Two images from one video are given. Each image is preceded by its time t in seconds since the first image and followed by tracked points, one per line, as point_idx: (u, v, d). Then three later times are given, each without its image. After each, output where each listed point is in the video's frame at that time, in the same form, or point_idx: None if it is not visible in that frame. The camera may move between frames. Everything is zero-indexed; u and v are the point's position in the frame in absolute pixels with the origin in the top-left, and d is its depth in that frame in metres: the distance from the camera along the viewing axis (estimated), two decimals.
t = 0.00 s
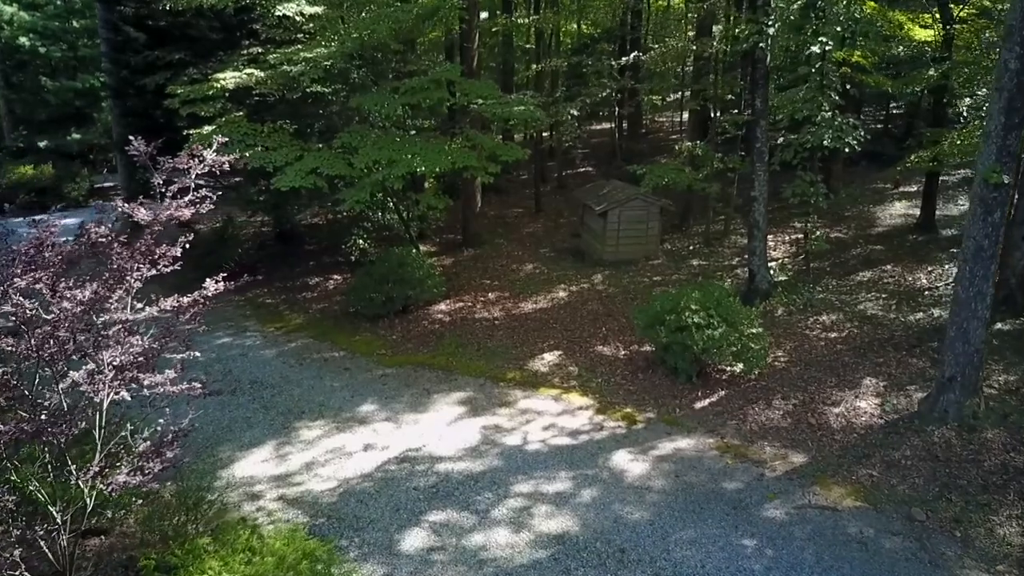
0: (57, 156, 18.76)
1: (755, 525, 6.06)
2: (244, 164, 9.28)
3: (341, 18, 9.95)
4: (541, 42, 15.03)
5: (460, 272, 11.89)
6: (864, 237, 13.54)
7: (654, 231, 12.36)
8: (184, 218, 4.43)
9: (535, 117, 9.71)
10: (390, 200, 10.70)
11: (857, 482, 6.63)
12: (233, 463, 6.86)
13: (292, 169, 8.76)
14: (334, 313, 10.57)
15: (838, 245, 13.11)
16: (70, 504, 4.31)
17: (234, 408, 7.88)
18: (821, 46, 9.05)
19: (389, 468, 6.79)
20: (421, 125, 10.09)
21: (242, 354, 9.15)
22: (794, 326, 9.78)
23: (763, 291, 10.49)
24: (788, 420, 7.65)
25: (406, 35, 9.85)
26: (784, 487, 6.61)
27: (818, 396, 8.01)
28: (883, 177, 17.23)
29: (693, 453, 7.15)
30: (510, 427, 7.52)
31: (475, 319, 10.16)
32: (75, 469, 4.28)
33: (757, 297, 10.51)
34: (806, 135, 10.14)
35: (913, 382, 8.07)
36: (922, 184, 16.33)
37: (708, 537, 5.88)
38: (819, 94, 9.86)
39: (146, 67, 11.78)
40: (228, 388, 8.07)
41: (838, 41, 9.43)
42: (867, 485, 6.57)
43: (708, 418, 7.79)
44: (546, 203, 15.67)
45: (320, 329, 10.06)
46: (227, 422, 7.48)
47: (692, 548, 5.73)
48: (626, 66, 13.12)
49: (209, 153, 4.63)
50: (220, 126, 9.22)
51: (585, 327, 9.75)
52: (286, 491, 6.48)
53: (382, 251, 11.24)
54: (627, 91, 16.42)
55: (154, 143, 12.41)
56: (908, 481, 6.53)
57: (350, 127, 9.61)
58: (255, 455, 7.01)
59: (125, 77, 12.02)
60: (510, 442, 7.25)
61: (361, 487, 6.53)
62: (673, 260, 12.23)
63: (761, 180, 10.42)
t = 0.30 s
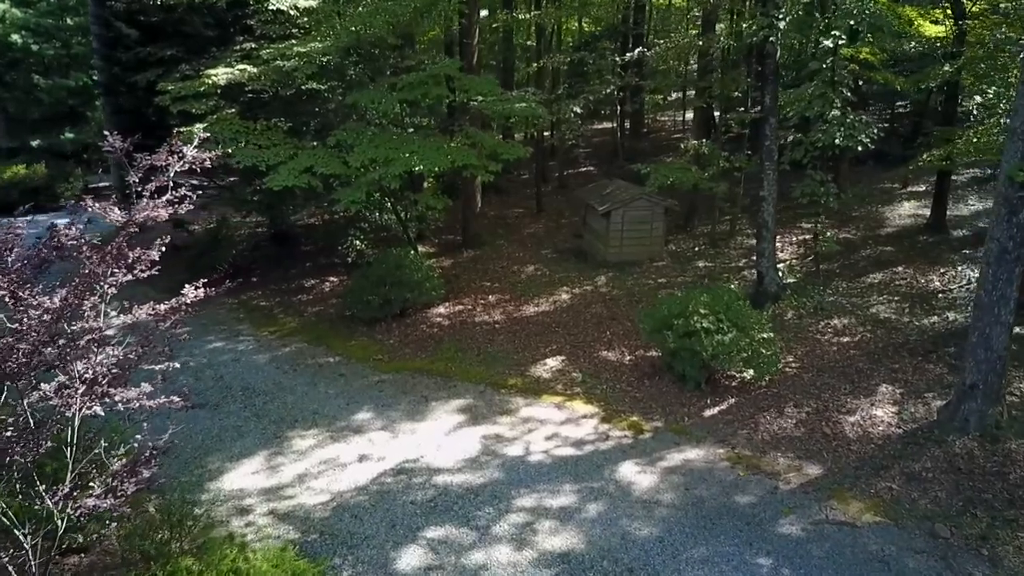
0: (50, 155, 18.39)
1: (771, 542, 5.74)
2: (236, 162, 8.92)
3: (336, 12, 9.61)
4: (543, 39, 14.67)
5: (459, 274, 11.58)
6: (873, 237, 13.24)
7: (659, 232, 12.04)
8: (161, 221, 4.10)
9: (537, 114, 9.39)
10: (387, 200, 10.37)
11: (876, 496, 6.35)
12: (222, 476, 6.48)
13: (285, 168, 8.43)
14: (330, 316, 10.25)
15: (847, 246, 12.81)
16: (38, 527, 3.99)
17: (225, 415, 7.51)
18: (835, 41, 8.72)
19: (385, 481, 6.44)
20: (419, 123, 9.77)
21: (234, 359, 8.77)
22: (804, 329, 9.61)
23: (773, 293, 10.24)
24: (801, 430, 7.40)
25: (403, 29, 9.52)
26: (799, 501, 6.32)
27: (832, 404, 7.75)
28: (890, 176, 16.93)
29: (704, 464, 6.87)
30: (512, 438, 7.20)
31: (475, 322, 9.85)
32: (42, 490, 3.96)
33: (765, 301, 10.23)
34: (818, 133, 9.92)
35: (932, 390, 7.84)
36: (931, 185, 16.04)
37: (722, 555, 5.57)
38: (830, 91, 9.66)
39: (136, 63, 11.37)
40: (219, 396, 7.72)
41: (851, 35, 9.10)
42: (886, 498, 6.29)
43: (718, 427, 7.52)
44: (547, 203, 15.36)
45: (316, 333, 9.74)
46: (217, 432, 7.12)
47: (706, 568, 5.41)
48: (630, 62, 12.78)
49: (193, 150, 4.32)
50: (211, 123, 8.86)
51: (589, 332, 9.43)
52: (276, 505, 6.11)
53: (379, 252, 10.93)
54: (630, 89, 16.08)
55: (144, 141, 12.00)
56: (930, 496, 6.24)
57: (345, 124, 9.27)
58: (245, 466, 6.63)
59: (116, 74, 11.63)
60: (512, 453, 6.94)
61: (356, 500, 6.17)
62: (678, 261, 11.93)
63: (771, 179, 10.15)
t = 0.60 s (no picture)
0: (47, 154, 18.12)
1: (790, 559, 5.47)
2: (231, 161, 8.63)
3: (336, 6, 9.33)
4: (547, 36, 14.36)
5: (462, 276, 11.32)
6: (884, 238, 12.97)
7: (666, 233, 11.76)
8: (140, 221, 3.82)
9: (541, 111, 9.11)
10: (387, 199, 10.08)
11: (898, 511, 6.08)
12: (213, 487, 6.16)
13: (282, 167, 8.15)
14: (328, 319, 9.98)
15: (858, 248, 12.55)
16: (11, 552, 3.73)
17: (216, 421, 7.19)
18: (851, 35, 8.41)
19: (384, 493, 6.14)
20: (421, 121, 9.50)
21: (228, 363, 8.44)
22: (817, 334, 9.34)
23: (785, 296, 10.00)
24: (816, 439, 7.18)
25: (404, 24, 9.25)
26: (817, 514, 6.07)
27: (848, 412, 7.54)
28: (900, 176, 16.64)
29: (716, 475, 6.62)
30: (516, 447, 6.92)
31: (477, 326, 9.57)
32: (14, 512, 3.68)
33: (776, 304, 9.98)
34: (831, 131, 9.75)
35: (952, 399, 7.62)
36: (942, 185, 15.74)
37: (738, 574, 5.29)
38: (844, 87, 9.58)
39: (131, 59, 11.03)
40: (212, 404, 7.43)
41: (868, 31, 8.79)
42: (908, 514, 6.03)
43: (730, 437, 7.30)
44: (551, 203, 15.09)
45: (314, 336, 9.47)
46: (209, 441, 6.80)
47: None
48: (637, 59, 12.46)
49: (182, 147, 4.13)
50: (205, 121, 8.58)
51: (595, 337, 9.15)
52: (269, 518, 5.79)
53: (379, 253, 10.64)
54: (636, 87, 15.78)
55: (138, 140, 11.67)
56: (955, 511, 5.98)
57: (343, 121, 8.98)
58: (237, 477, 6.29)
59: (110, 70, 11.30)
60: (516, 463, 6.66)
61: (352, 513, 5.86)
62: (686, 263, 11.67)
63: (782, 179, 9.93)
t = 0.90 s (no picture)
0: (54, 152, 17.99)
1: None
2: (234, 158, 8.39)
3: None
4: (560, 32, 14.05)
5: (471, 277, 11.06)
6: (906, 240, 12.60)
7: (681, 234, 11.45)
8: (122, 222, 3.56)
9: (554, 108, 8.83)
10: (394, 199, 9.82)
11: (930, 530, 5.77)
12: (211, 498, 5.91)
13: (287, 164, 7.91)
14: (334, 321, 9.74)
15: (879, 250, 12.18)
16: None
17: (216, 428, 6.95)
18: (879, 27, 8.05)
19: (388, 505, 5.87)
20: (429, 118, 9.24)
21: (231, 367, 8.21)
22: (838, 339, 9.02)
23: (805, 300, 9.70)
24: (841, 451, 6.87)
25: (413, 18, 8.98)
26: (844, 532, 5.76)
27: (874, 422, 7.23)
28: (920, 177, 16.24)
29: (737, 489, 6.33)
30: (526, 458, 6.64)
31: (486, 329, 9.31)
32: None
33: (796, 309, 9.68)
34: (855, 129, 9.40)
35: (983, 409, 7.28)
36: (964, 185, 15.32)
37: None
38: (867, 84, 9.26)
39: (135, 55, 10.80)
40: (214, 410, 7.20)
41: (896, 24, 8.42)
42: (941, 533, 5.71)
43: (750, 448, 7.02)
44: (563, 203, 14.81)
45: (319, 339, 9.23)
46: (207, 449, 6.56)
47: None
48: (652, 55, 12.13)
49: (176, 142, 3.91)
50: (208, 117, 8.34)
51: (608, 342, 8.87)
52: (268, 531, 5.52)
53: (387, 254, 10.39)
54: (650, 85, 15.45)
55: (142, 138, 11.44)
56: (991, 530, 5.66)
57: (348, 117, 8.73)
58: (235, 488, 6.04)
59: (115, 66, 11.07)
60: (526, 475, 6.38)
61: (355, 527, 5.60)
62: (701, 265, 11.38)
63: (803, 179, 9.64)
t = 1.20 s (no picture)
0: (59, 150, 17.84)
1: None
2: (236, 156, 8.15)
3: None
4: (572, 29, 13.72)
5: (479, 278, 10.79)
6: (927, 242, 12.22)
7: (695, 235, 11.14)
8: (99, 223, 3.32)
9: (566, 105, 8.54)
10: (401, 198, 9.56)
11: (964, 550, 5.44)
12: (206, 510, 5.66)
13: (290, 162, 7.66)
14: (339, 323, 9.49)
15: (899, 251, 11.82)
16: None
17: (214, 435, 6.70)
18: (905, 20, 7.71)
19: (390, 518, 5.60)
20: (437, 115, 8.97)
21: (232, 371, 7.98)
22: (860, 346, 8.68)
23: (825, 304, 9.38)
24: (866, 464, 6.55)
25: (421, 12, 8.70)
26: (873, 551, 5.45)
27: (900, 434, 6.90)
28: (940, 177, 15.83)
29: (757, 504, 6.03)
30: (536, 469, 6.36)
31: (494, 333, 9.03)
32: None
33: (815, 314, 9.35)
34: (879, 127, 9.06)
35: (1015, 421, 6.93)
36: (986, 186, 14.92)
37: None
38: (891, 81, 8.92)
39: (138, 50, 10.57)
40: (213, 416, 6.96)
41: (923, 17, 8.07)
42: (976, 554, 5.39)
43: (770, 460, 6.71)
44: (573, 203, 14.52)
45: (323, 342, 8.99)
46: (204, 457, 6.31)
47: None
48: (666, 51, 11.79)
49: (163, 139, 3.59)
50: (210, 113, 8.10)
51: (621, 347, 8.58)
52: (264, 546, 5.25)
53: (393, 255, 10.13)
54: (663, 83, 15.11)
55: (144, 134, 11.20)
56: None
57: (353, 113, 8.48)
58: (232, 499, 5.78)
59: (118, 62, 10.84)
60: (536, 487, 6.10)
61: (356, 542, 5.32)
62: (716, 267, 11.07)
63: (823, 179, 9.31)
